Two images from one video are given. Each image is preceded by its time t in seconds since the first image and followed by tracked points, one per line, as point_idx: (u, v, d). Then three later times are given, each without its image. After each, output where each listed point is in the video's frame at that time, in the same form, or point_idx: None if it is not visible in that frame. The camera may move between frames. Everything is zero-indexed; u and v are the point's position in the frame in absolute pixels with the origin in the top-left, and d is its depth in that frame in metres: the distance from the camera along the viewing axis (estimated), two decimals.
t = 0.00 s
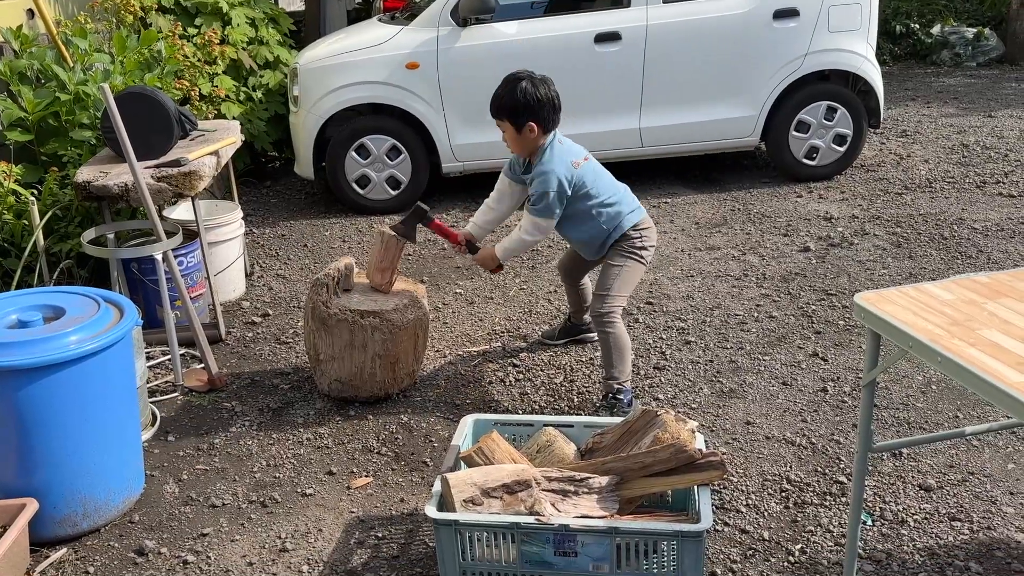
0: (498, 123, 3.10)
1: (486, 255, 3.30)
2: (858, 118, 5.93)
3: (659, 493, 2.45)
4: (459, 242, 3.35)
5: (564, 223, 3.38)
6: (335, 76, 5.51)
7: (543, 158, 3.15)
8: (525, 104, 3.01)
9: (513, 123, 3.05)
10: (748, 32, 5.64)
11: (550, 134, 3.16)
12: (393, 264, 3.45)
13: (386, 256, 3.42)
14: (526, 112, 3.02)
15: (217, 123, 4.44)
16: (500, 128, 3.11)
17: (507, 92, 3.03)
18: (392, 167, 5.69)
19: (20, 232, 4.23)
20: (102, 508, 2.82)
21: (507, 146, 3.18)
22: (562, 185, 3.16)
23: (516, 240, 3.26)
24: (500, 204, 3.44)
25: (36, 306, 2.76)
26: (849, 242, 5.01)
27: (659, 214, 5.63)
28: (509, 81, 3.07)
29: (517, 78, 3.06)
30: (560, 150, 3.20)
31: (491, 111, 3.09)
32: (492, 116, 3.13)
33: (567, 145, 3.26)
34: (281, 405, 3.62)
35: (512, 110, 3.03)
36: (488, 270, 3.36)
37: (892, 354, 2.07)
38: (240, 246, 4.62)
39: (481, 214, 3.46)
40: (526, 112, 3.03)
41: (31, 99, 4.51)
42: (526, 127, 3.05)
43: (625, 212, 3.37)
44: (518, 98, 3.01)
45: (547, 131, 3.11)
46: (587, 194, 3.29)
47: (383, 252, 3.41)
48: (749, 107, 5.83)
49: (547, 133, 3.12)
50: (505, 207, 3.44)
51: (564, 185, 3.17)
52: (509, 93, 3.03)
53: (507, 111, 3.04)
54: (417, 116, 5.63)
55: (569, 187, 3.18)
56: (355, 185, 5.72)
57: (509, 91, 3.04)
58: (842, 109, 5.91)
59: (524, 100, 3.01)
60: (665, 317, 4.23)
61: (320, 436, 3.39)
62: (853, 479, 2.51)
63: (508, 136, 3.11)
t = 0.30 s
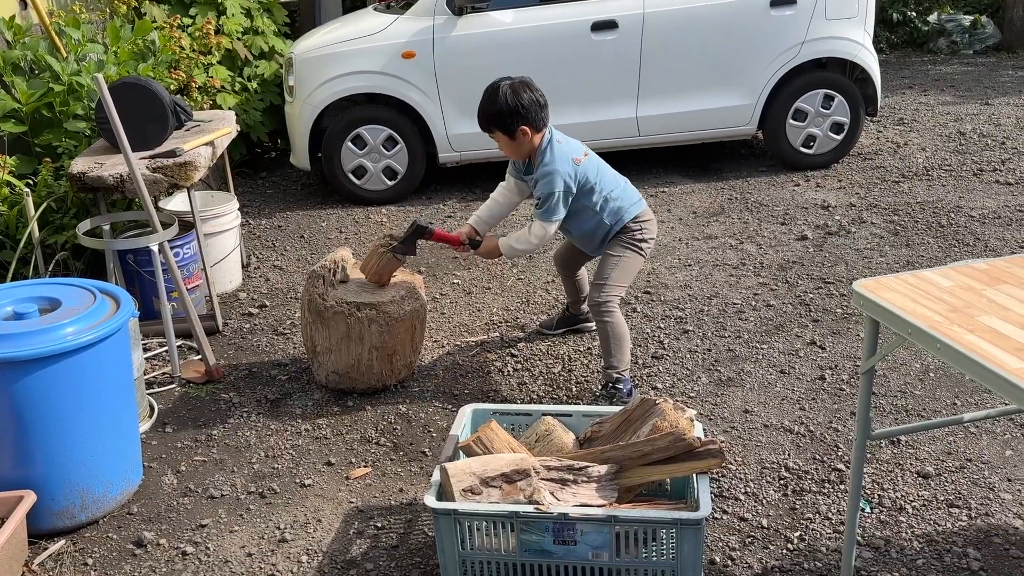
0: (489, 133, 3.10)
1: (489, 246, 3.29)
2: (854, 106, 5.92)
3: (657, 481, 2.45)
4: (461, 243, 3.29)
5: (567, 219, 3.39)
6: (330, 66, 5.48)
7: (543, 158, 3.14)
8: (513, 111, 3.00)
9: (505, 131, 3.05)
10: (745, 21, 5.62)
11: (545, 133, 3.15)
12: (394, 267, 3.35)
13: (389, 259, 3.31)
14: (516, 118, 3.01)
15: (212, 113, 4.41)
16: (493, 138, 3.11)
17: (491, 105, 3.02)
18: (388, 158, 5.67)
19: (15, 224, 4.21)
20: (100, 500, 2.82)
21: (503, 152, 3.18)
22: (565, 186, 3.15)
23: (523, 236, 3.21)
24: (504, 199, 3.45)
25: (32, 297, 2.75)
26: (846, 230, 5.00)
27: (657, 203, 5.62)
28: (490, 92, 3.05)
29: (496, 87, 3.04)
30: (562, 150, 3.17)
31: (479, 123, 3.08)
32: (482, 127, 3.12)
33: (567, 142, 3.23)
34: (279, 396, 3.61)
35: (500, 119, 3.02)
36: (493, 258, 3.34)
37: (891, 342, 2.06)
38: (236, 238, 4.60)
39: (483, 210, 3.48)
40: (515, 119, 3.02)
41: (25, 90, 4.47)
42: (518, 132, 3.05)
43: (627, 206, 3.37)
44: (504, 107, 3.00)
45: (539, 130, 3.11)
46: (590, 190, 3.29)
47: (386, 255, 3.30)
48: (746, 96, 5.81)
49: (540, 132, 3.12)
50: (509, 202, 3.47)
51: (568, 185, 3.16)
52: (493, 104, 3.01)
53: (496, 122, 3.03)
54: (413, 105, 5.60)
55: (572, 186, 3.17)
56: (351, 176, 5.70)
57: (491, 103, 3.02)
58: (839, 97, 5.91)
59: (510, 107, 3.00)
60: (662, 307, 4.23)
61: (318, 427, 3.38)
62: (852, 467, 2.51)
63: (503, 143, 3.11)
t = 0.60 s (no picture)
0: (485, 111, 3.09)
1: (477, 227, 3.28)
2: (851, 96, 5.92)
3: (655, 470, 2.46)
4: (446, 218, 3.33)
5: (559, 202, 3.38)
6: (326, 56, 5.46)
7: (537, 138, 3.13)
8: (509, 88, 3.00)
9: (501, 109, 3.05)
10: (742, 10, 5.61)
11: (540, 112, 3.15)
12: (383, 246, 3.40)
13: (375, 239, 3.36)
14: (512, 96, 3.01)
15: (208, 104, 4.40)
16: (488, 116, 3.10)
17: (487, 82, 3.01)
18: (385, 148, 5.65)
19: (10, 216, 4.20)
20: (97, 491, 2.82)
21: (498, 131, 3.18)
22: (557, 166, 3.14)
23: (510, 218, 3.21)
24: (499, 183, 3.47)
25: (27, 289, 2.74)
26: (843, 220, 5.00)
27: (654, 193, 5.62)
28: (487, 69, 3.04)
29: (493, 64, 3.03)
30: (556, 130, 3.17)
31: (476, 100, 3.07)
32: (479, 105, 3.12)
33: (562, 123, 3.24)
34: (276, 387, 3.61)
35: (497, 97, 3.02)
36: (479, 242, 3.34)
37: (887, 330, 2.06)
38: (232, 228, 4.58)
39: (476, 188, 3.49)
40: (511, 97, 3.02)
41: (19, 81, 4.45)
42: (514, 111, 3.05)
43: (619, 191, 3.37)
44: (501, 85, 2.99)
45: (534, 109, 3.11)
46: (582, 173, 3.29)
47: (371, 236, 3.35)
48: (743, 86, 5.80)
49: (535, 112, 3.12)
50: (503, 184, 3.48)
51: (561, 165, 3.15)
52: (490, 80, 3.00)
53: (493, 99, 3.02)
54: (409, 95, 5.58)
55: (565, 167, 3.17)
56: (348, 166, 5.69)
57: (488, 81, 3.01)
58: (836, 87, 5.91)
59: (507, 85, 2.99)
60: (660, 297, 4.23)
61: (316, 418, 3.38)
62: (848, 455, 2.51)
63: (498, 121, 3.10)
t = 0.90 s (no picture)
0: (482, 95, 3.11)
1: (466, 210, 3.31)
2: (852, 89, 5.91)
3: (655, 463, 2.46)
4: (438, 198, 3.36)
5: (553, 190, 3.38)
6: (325, 49, 5.45)
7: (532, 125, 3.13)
8: (506, 74, 3.01)
9: (497, 94, 3.05)
10: (743, 3, 5.59)
11: (537, 100, 3.15)
12: (380, 234, 3.47)
13: (371, 225, 3.44)
14: (509, 82, 3.02)
15: (208, 97, 4.39)
16: (485, 101, 3.11)
17: (485, 66, 3.03)
18: (385, 142, 5.65)
19: (10, 209, 4.19)
20: (98, 484, 2.82)
21: (495, 117, 3.19)
22: (550, 152, 3.13)
23: (499, 203, 3.23)
24: (496, 169, 3.47)
25: (27, 282, 2.74)
26: (844, 213, 5.00)
27: (654, 187, 5.61)
28: (486, 54, 3.06)
29: (493, 49, 3.05)
30: (551, 117, 3.17)
31: (474, 85, 3.08)
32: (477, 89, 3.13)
33: (558, 111, 3.23)
34: (276, 380, 3.61)
35: (494, 81, 3.03)
36: (469, 225, 3.36)
37: (887, 323, 2.06)
38: (232, 222, 4.58)
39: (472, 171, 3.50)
40: (508, 82, 3.02)
41: (19, 74, 4.44)
42: (511, 97, 3.05)
43: (614, 180, 3.36)
44: (498, 70, 3.01)
45: (532, 97, 3.11)
46: (577, 161, 3.28)
47: (368, 220, 3.44)
48: (744, 78, 5.79)
49: (533, 99, 3.11)
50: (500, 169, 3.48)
51: (555, 152, 3.14)
52: (488, 65, 3.02)
53: (490, 84, 3.04)
54: (409, 88, 5.57)
55: (558, 154, 3.16)
56: (348, 160, 5.69)
57: (486, 65, 3.03)
58: (837, 80, 5.90)
59: (504, 70, 3.00)
60: (660, 290, 4.23)
61: (316, 411, 3.38)
62: (848, 449, 2.51)
63: (495, 107, 3.11)
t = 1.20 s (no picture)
0: (485, 84, 3.09)
1: (470, 201, 3.29)
2: (856, 86, 5.89)
3: (657, 460, 2.45)
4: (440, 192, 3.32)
5: (552, 181, 3.37)
6: (328, 45, 5.44)
7: (534, 114, 3.13)
8: (512, 61, 3.01)
9: (502, 82, 3.05)
10: None
11: (540, 90, 3.16)
12: (383, 234, 3.46)
13: (373, 225, 3.43)
14: (514, 70, 3.02)
15: (210, 92, 4.38)
16: (489, 90, 3.10)
17: (490, 54, 3.02)
18: (387, 138, 5.64)
19: (12, 204, 4.19)
20: (100, 479, 2.82)
21: (496, 107, 3.18)
22: (551, 142, 3.13)
23: (503, 193, 3.20)
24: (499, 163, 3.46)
25: (29, 277, 2.74)
26: (847, 211, 4.98)
27: (657, 184, 5.60)
28: (490, 42, 3.06)
29: (497, 38, 3.05)
30: (552, 108, 3.17)
31: (478, 73, 3.08)
32: (479, 78, 3.12)
33: (559, 102, 3.23)
34: (278, 376, 3.61)
35: (499, 70, 3.02)
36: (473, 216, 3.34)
37: (891, 320, 2.05)
38: (235, 218, 4.58)
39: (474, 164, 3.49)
40: (514, 69, 3.03)
41: (21, 69, 4.43)
42: (515, 85, 3.05)
43: (613, 174, 3.35)
44: (504, 57, 3.01)
45: (535, 86, 3.11)
46: (577, 153, 3.27)
47: (370, 221, 3.43)
48: (747, 76, 5.78)
49: (536, 88, 3.12)
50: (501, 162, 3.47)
51: (555, 142, 3.14)
52: (494, 52, 3.02)
53: (495, 71, 3.03)
54: (411, 85, 5.56)
55: (559, 144, 3.16)
56: (350, 156, 5.68)
57: (491, 53, 3.03)
58: (840, 77, 5.88)
59: (511, 57, 3.01)
60: (662, 287, 4.22)
61: (317, 407, 3.38)
62: (851, 447, 2.50)
63: (498, 95, 3.10)
